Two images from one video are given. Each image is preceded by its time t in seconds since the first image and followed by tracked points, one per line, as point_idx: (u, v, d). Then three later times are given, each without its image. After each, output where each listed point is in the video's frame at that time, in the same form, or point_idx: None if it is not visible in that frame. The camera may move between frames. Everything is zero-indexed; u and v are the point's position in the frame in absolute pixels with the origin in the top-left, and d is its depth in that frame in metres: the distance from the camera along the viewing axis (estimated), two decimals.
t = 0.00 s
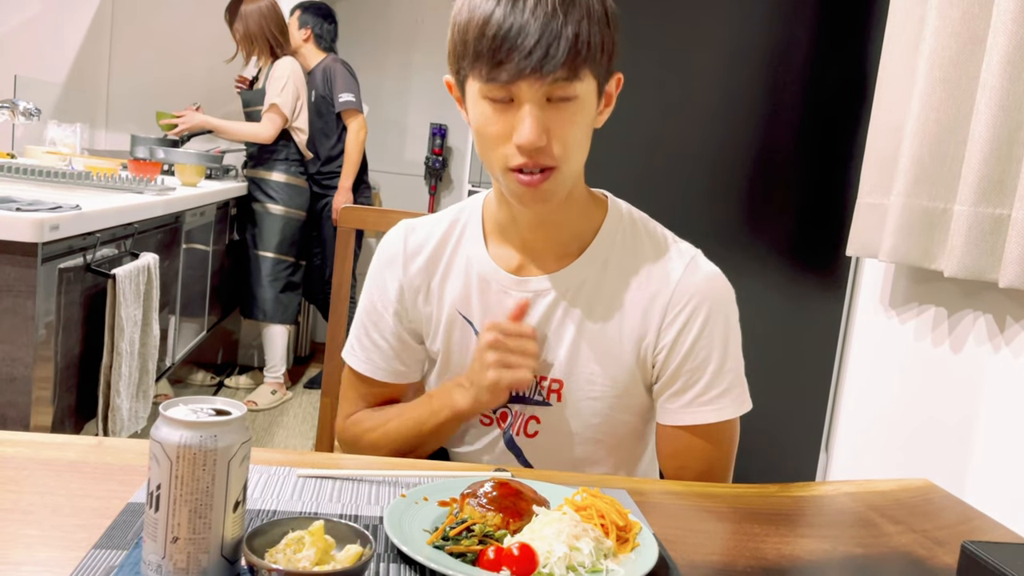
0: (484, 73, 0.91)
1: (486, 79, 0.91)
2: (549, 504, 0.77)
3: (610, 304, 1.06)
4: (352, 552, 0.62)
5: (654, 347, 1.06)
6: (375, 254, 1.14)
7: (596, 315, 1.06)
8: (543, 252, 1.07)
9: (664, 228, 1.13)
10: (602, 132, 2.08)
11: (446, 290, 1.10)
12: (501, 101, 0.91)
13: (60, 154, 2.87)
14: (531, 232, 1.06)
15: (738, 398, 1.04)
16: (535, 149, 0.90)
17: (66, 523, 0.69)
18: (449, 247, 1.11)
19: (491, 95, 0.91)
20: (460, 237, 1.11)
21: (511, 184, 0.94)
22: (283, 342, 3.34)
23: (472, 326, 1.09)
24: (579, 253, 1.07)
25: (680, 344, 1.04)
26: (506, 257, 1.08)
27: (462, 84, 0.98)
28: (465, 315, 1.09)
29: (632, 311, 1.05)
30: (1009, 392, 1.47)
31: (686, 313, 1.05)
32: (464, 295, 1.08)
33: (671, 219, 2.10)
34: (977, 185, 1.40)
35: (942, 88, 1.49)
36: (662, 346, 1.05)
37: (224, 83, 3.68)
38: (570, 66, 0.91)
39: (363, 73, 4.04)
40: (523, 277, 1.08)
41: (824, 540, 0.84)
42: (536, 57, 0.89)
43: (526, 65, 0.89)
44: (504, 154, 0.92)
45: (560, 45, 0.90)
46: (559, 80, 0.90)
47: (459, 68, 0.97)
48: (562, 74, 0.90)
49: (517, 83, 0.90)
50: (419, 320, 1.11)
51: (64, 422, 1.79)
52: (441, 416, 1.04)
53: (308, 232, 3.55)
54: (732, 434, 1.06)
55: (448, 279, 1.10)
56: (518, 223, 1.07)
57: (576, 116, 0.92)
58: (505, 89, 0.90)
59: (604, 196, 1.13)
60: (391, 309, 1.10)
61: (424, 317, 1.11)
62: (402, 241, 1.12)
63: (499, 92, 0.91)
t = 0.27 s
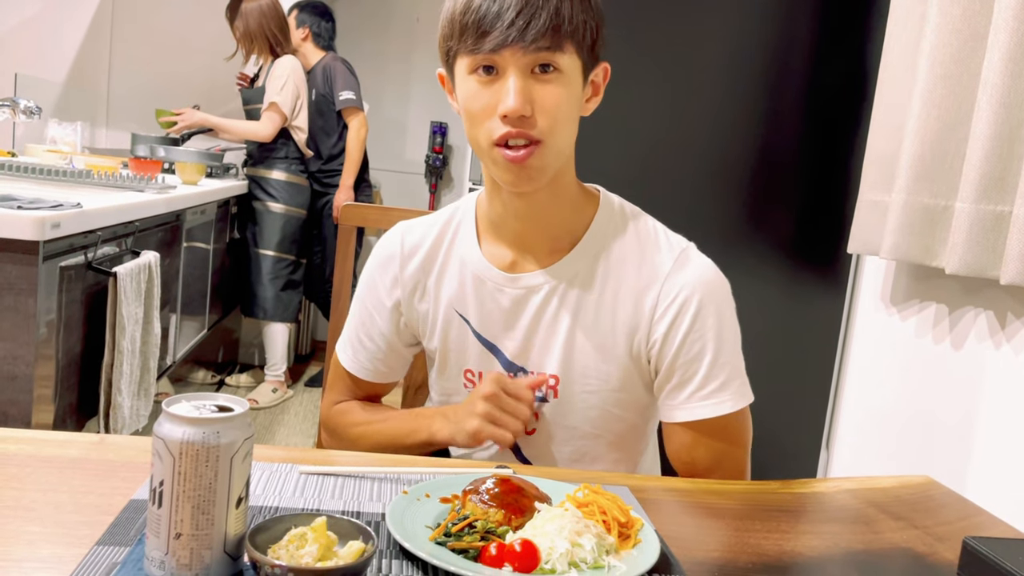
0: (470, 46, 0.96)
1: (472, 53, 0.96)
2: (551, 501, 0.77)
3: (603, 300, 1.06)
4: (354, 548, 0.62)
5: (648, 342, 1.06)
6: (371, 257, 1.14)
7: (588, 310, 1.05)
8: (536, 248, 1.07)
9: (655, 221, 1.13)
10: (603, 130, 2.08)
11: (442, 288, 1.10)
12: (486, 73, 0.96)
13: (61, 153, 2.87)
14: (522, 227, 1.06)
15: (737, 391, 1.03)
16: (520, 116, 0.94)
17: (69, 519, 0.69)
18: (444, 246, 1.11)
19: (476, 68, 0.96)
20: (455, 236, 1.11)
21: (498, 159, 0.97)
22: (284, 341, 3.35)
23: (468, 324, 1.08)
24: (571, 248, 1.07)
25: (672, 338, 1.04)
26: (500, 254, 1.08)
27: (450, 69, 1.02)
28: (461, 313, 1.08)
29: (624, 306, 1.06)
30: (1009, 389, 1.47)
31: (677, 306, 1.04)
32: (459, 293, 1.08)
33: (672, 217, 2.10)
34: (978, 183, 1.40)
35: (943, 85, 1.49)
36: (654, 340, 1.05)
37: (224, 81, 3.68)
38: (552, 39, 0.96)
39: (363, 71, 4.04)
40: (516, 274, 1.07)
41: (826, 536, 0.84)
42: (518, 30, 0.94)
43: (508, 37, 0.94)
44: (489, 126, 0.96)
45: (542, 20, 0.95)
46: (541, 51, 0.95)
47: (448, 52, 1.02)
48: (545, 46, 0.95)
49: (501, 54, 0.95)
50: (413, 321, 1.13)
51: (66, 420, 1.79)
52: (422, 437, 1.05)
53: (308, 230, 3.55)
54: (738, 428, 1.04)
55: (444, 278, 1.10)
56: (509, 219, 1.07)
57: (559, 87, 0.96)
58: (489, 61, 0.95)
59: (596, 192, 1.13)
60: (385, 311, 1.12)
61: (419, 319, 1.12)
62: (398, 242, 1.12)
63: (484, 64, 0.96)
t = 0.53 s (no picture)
0: (463, 40, 0.96)
1: (465, 48, 0.96)
2: (551, 498, 0.77)
3: (594, 296, 1.06)
4: (354, 546, 0.62)
5: (639, 339, 1.06)
6: (369, 255, 1.13)
7: (580, 306, 1.06)
8: (526, 245, 1.07)
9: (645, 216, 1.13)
10: (603, 128, 2.08)
11: (435, 285, 1.10)
12: (478, 69, 0.96)
13: (60, 151, 2.87)
14: (512, 224, 1.06)
15: (731, 385, 1.03)
16: (513, 113, 0.94)
17: (69, 518, 0.69)
18: (438, 243, 1.11)
19: (469, 63, 0.96)
20: (448, 233, 1.11)
21: (490, 157, 0.97)
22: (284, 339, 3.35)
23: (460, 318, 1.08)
24: (563, 244, 1.07)
25: (664, 334, 1.04)
26: (491, 251, 1.08)
27: (443, 64, 1.02)
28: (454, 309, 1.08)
29: (614, 303, 1.06)
30: (1010, 386, 1.47)
31: (668, 302, 1.04)
32: (453, 290, 1.08)
33: (672, 214, 2.09)
34: (978, 180, 1.40)
35: (943, 82, 1.49)
36: (646, 337, 1.05)
37: (224, 79, 3.68)
38: (545, 36, 0.95)
39: (362, 69, 4.04)
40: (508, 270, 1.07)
41: (826, 533, 0.84)
42: (512, 25, 0.94)
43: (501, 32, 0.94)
44: (481, 122, 0.96)
45: (535, 15, 0.95)
46: (534, 47, 0.95)
47: (441, 46, 1.01)
48: (538, 42, 0.95)
49: (493, 49, 0.95)
50: (413, 316, 1.11)
51: (66, 418, 1.79)
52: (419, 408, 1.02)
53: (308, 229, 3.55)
54: (735, 422, 1.04)
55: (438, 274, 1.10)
56: (499, 216, 1.07)
57: (552, 83, 0.96)
58: (482, 56, 0.95)
59: (586, 187, 1.13)
60: (383, 307, 1.11)
61: (417, 314, 1.11)
62: (393, 239, 1.12)
63: (476, 59, 0.96)
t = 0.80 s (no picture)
0: (465, 28, 0.96)
1: (467, 35, 0.96)
2: (551, 493, 0.77)
3: (595, 293, 1.06)
4: (355, 541, 0.62)
5: (639, 336, 1.06)
6: (370, 249, 1.14)
7: (581, 303, 1.06)
8: (528, 241, 1.07)
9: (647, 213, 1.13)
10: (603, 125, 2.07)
11: (437, 280, 1.10)
12: (480, 56, 0.96)
13: (60, 149, 2.87)
14: (514, 220, 1.06)
15: (730, 385, 1.03)
16: (513, 97, 0.94)
17: (70, 513, 0.69)
18: (439, 238, 1.11)
19: (471, 50, 0.96)
20: (449, 227, 1.11)
21: (490, 144, 0.97)
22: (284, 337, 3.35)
23: (461, 314, 1.08)
24: (564, 241, 1.07)
25: (662, 332, 1.04)
26: (493, 248, 1.08)
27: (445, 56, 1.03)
28: (455, 304, 1.08)
29: (614, 300, 1.06)
30: (1009, 381, 1.48)
31: (668, 300, 1.04)
32: (454, 284, 1.08)
33: (673, 211, 2.09)
34: (978, 175, 1.40)
35: (944, 78, 1.48)
36: (645, 334, 1.05)
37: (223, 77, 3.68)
38: (548, 23, 0.96)
39: (361, 67, 4.03)
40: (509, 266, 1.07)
41: (827, 527, 0.84)
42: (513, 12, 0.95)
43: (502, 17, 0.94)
44: (481, 108, 0.95)
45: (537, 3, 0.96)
46: (536, 33, 0.95)
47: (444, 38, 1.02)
48: (540, 29, 0.95)
49: (495, 35, 0.95)
50: (415, 310, 1.11)
51: (66, 416, 1.79)
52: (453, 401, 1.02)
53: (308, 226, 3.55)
54: (731, 424, 1.04)
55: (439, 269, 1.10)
56: (500, 211, 1.07)
57: (553, 71, 0.96)
58: (483, 42, 0.96)
59: (589, 183, 1.13)
60: (385, 301, 1.11)
61: (418, 308, 1.11)
62: (394, 233, 1.13)
63: (478, 46, 0.96)
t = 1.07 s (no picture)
0: (481, 27, 0.97)
1: (482, 34, 0.97)
2: (546, 494, 0.77)
3: (594, 294, 1.06)
4: (351, 543, 0.63)
5: (631, 338, 1.07)
6: (370, 246, 1.14)
7: (577, 306, 1.06)
8: (530, 245, 1.07)
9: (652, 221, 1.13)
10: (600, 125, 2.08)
11: (438, 281, 1.10)
12: (494, 56, 0.97)
13: (58, 151, 2.87)
14: (518, 224, 1.06)
15: (714, 397, 1.03)
16: (525, 100, 0.94)
17: (68, 516, 0.70)
18: (441, 239, 1.11)
19: (485, 50, 0.97)
20: (453, 227, 1.12)
21: (498, 144, 0.97)
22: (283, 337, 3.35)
23: (461, 316, 1.09)
24: (566, 246, 1.08)
25: (654, 336, 1.05)
26: (495, 252, 1.08)
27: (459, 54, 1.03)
28: (456, 306, 1.09)
29: (612, 300, 1.06)
30: (1004, 381, 1.48)
31: (664, 305, 1.05)
32: (456, 285, 1.08)
33: (670, 211, 2.10)
34: (972, 176, 1.40)
35: (938, 78, 1.49)
36: (636, 338, 1.06)
37: (221, 77, 3.68)
38: (564, 29, 0.96)
39: (360, 67, 4.04)
40: (511, 271, 1.07)
41: (821, 527, 0.84)
42: (532, 15, 0.95)
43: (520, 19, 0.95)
44: (492, 108, 0.96)
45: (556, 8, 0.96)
46: (552, 38, 0.96)
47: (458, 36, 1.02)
48: (556, 34, 0.96)
49: (511, 36, 0.96)
50: (415, 309, 1.11)
51: (65, 418, 1.80)
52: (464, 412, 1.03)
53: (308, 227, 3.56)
54: (707, 434, 1.04)
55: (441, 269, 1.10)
56: (505, 213, 1.07)
57: (567, 76, 0.96)
58: (499, 43, 0.96)
59: (593, 189, 1.13)
60: (386, 299, 1.11)
61: (420, 307, 1.11)
62: (397, 231, 1.13)
63: (493, 46, 0.97)
